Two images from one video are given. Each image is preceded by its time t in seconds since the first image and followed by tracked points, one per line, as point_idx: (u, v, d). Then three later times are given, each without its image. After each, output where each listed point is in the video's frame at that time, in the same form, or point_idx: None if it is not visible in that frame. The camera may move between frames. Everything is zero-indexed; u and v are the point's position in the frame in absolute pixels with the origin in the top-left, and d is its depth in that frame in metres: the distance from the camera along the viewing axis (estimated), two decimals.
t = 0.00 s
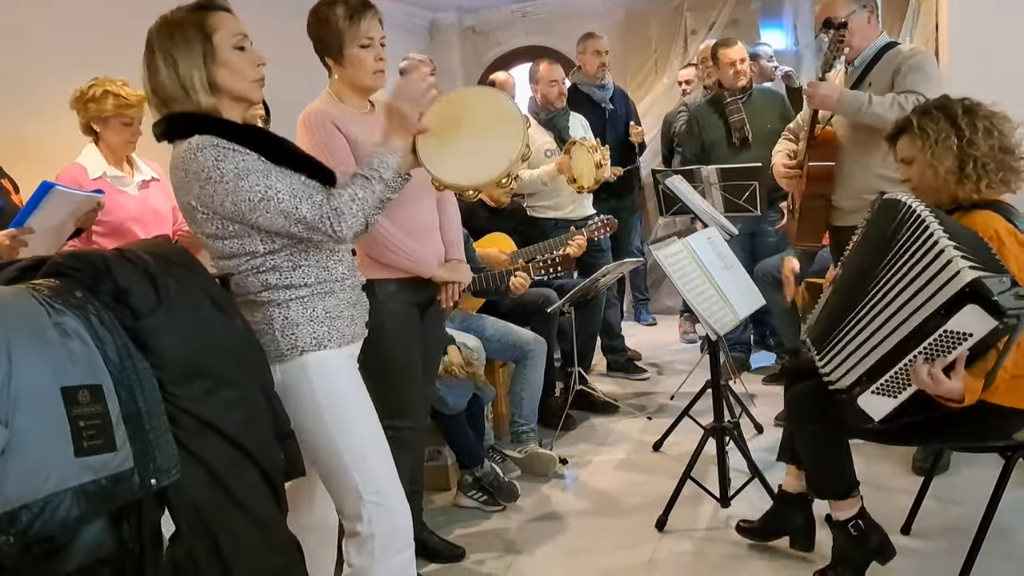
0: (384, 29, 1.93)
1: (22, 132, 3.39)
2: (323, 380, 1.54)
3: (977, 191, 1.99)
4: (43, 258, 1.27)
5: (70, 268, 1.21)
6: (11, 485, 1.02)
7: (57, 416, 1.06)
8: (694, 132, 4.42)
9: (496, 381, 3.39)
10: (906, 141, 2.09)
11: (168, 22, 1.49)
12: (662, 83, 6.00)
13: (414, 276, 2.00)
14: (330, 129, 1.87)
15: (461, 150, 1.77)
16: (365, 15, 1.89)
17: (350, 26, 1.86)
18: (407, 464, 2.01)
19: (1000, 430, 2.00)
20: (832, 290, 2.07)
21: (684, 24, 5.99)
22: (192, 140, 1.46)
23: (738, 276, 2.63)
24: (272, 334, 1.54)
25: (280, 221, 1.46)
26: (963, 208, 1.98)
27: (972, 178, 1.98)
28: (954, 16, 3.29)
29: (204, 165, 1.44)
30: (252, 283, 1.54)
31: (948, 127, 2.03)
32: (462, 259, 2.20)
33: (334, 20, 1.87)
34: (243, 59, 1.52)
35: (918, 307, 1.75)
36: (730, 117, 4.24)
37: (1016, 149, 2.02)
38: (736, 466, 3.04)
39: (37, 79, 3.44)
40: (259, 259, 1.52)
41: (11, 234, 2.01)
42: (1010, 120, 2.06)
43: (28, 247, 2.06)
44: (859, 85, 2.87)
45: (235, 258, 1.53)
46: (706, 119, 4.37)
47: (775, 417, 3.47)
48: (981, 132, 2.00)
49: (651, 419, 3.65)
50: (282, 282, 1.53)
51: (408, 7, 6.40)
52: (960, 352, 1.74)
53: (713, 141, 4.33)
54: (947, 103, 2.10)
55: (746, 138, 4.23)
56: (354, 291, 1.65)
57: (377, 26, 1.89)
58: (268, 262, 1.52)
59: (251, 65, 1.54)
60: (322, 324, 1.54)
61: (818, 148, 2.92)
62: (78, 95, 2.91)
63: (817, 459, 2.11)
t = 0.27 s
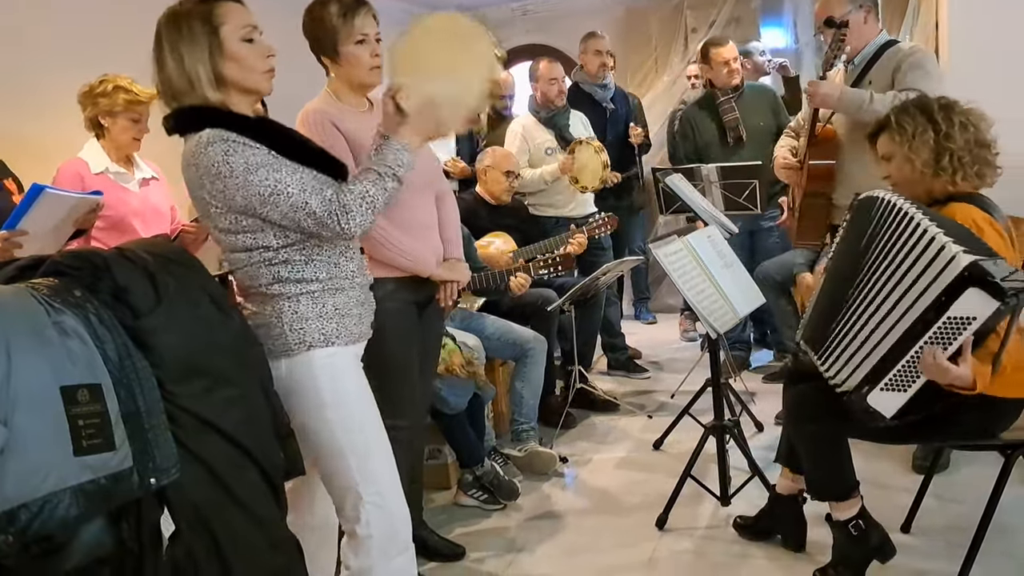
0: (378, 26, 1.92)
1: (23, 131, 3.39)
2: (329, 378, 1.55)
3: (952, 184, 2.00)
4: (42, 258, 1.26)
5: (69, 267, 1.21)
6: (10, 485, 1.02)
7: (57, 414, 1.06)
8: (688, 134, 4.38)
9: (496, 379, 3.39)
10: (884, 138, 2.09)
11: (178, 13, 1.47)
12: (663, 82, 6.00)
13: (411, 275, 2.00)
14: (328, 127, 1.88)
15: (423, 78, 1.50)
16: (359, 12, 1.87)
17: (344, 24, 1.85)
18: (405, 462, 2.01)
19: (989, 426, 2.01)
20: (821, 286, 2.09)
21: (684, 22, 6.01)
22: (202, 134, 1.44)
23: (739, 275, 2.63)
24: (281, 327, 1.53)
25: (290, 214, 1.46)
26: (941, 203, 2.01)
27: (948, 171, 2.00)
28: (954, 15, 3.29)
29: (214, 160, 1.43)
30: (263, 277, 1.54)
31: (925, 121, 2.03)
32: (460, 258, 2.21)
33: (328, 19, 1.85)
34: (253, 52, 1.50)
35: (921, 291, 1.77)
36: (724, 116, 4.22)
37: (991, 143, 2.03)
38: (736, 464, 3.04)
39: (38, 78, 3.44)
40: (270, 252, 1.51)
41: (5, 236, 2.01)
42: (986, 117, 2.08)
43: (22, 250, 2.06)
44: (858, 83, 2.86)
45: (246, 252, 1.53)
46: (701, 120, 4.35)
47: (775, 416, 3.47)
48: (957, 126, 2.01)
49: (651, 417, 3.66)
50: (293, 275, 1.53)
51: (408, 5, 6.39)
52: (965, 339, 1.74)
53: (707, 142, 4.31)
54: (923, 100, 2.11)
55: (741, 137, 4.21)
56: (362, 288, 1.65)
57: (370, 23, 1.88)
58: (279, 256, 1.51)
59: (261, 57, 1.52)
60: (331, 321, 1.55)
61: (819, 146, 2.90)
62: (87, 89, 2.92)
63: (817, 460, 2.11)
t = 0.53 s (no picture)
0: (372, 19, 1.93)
1: (23, 131, 3.39)
2: (315, 375, 1.57)
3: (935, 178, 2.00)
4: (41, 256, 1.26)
5: (68, 266, 1.21)
6: (9, 483, 1.02)
7: (56, 413, 1.06)
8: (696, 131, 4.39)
9: (496, 378, 3.39)
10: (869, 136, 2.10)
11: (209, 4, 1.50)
12: (662, 80, 6.00)
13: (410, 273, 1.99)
14: (330, 125, 1.86)
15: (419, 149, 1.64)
16: (350, 6, 1.88)
17: (336, 18, 1.86)
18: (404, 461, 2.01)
19: (988, 425, 2.01)
20: (814, 284, 2.09)
21: (684, 20, 6.02)
22: (225, 115, 1.48)
23: (738, 272, 2.64)
24: (264, 324, 1.55)
25: (299, 197, 1.47)
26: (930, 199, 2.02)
27: (931, 166, 1.99)
28: (954, 13, 3.28)
29: (232, 138, 1.46)
30: (254, 270, 1.55)
31: (907, 118, 2.03)
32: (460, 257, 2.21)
33: (321, 16, 1.86)
34: (286, 44, 1.54)
35: (911, 280, 1.77)
36: (735, 112, 4.21)
37: (977, 139, 2.02)
38: (736, 462, 3.05)
39: (37, 78, 3.44)
40: (267, 242, 1.53)
41: (11, 234, 2.00)
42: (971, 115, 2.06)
43: (28, 249, 2.05)
44: (858, 81, 2.85)
45: (244, 238, 1.54)
46: (710, 116, 4.34)
47: (775, 413, 3.47)
48: (940, 122, 2.00)
49: (651, 415, 3.65)
50: (282, 271, 1.55)
51: (408, 4, 6.39)
52: (960, 323, 1.76)
53: (715, 139, 4.32)
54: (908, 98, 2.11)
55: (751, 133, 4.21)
56: (348, 293, 1.67)
57: (363, 16, 1.89)
58: (275, 248, 1.53)
59: (292, 49, 1.55)
60: (315, 320, 1.57)
61: (818, 144, 2.90)
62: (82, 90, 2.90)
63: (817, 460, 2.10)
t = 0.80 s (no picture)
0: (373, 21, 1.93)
1: (22, 131, 3.39)
2: (301, 379, 1.58)
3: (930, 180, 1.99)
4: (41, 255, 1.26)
5: (67, 265, 1.21)
6: (8, 483, 1.01)
7: (55, 412, 1.05)
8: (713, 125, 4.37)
9: (496, 377, 3.39)
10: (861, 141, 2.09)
11: None
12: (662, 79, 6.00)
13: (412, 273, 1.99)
14: (331, 127, 1.86)
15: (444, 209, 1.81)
16: (353, 7, 1.88)
17: (336, 19, 1.86)
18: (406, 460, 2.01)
19: (991, 425, 2.01)
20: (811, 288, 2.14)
21: (683, 19, 6.02)
22: (231, 117, 1.47)
23: (738, 271, 2.64)
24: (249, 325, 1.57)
25: (288, 219, 1.48)
26: (926, 203, 2.02)
27: (926, 169, 1.99)
28: (954, 11, 3.28)
29: (235, 144, 1.46)
30: (244, 270, 1.57)
31: (898, 121, 2.02)
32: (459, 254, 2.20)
33: (321, 16, 1.86)
34: (301, 49, 1.56)
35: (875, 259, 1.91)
36: (752, 108, 4.20)
37: (970, 136, 2.01)
38: (736, 461, 3.05)
39: (37, 78, 3.44)
40: (258, 248, 1.54)
41: (13, 232, 2.00)
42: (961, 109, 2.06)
43: (29, 246, 2.05)
44: (858, 80, 2.85)
45: (236, 240, 1.55)
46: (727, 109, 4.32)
47: (775, 412, 3.47)
48: (930, 122, 2.00)
49: (651, 414, 3.66)
50: (270, 277, 1.57)
51: (408, 3, 6.39)
52: (925, 291, 1.84)
53: (732, 134, 4.30)
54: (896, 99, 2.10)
55: (766, 131, 4.21)
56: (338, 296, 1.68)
57: (365, 18, 1.90)
58: (264, 254, 1.55)
59: (307, 55, 1.57)
60: (301, 325, 1.58)
61: (818, 143, 2.91)
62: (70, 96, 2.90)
63: (817, 461, 2.10)
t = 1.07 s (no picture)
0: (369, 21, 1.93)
1: (22, 131, 3.39)
2: (297, 382, 1.58)
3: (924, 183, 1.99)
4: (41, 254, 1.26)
5: (67, 265, 1.21)
6: (8, 483, 1.01)
7: (55, 412, 1.05)
8: (722, 120, 4.36)
9: (495, 376, 3.39)
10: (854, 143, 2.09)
11: None
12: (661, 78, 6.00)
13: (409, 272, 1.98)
14: (324, 126, 1.86)
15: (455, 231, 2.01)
16: (348, 7, 1.88)
17: (332, 20, 1.86)
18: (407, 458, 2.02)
19: (991, 424, 2.01)
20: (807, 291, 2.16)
21: (683, 18, 6.02)
22: (234, 126, 1.48)
23: (738, 271, 2.64)
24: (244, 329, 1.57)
25: (282, 236, 1.49)
26: (921, 205, 2.02)
27: (919, 172, 1.99)
28: (953, 10, 3.28)
29: (237, 155, 1.47)
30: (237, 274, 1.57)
31: (888, 124, 2.02)
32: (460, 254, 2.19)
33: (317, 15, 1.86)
34: (302, 52, 1.55)
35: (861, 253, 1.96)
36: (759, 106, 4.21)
37: (963, 136, 2.00)
38: (736, 460, 3.05)
39: (37, 77, 3.44)
40: (253, 256, 1.55)
41: (12, 235, 2.01)
42: (953, 108, 2.05)
43: (29, 248, 2.06)
44: (858, 79, 2.85)
45: (231, 246, 1.56)
46: (734, 106, 4.31)
47: (775, 412, 3.48)
48: (921, 125, 1.99)
49: (651, 414, 3.66)
50: (265, 283, 1.57)
51: (407, 3, 6.39)
52: (905, 282, 1.87)
53: (739, 132, 4.29)
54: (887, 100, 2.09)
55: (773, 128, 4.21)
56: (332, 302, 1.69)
57: (361, 19, 1.90)
58: (259, 262, 1.55)
59: (308, 59, 1.56)
60: (297, 328, 1.58)
61: (818, 142, 2.91)
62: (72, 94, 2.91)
63: (818, 462, 2.10)
